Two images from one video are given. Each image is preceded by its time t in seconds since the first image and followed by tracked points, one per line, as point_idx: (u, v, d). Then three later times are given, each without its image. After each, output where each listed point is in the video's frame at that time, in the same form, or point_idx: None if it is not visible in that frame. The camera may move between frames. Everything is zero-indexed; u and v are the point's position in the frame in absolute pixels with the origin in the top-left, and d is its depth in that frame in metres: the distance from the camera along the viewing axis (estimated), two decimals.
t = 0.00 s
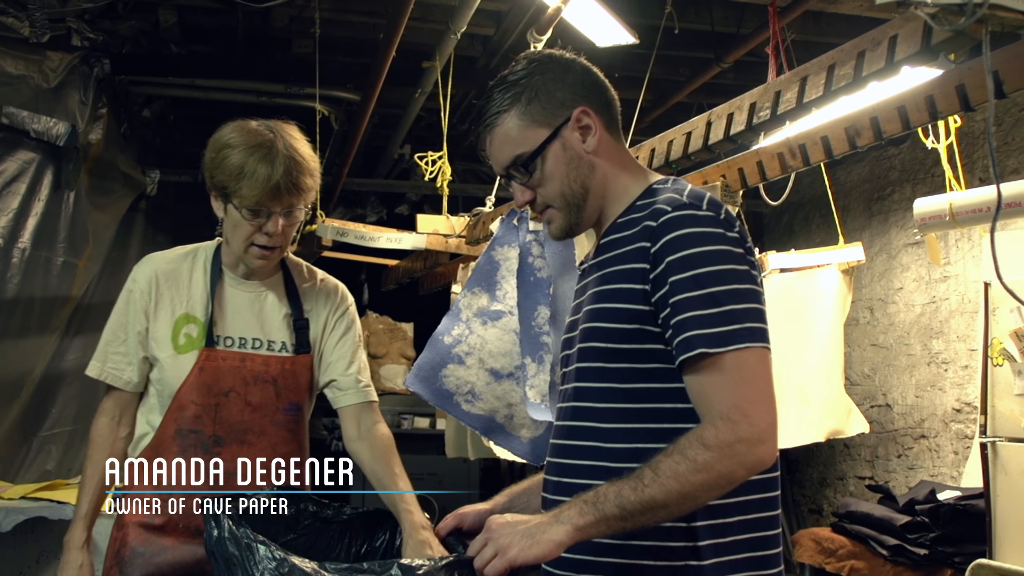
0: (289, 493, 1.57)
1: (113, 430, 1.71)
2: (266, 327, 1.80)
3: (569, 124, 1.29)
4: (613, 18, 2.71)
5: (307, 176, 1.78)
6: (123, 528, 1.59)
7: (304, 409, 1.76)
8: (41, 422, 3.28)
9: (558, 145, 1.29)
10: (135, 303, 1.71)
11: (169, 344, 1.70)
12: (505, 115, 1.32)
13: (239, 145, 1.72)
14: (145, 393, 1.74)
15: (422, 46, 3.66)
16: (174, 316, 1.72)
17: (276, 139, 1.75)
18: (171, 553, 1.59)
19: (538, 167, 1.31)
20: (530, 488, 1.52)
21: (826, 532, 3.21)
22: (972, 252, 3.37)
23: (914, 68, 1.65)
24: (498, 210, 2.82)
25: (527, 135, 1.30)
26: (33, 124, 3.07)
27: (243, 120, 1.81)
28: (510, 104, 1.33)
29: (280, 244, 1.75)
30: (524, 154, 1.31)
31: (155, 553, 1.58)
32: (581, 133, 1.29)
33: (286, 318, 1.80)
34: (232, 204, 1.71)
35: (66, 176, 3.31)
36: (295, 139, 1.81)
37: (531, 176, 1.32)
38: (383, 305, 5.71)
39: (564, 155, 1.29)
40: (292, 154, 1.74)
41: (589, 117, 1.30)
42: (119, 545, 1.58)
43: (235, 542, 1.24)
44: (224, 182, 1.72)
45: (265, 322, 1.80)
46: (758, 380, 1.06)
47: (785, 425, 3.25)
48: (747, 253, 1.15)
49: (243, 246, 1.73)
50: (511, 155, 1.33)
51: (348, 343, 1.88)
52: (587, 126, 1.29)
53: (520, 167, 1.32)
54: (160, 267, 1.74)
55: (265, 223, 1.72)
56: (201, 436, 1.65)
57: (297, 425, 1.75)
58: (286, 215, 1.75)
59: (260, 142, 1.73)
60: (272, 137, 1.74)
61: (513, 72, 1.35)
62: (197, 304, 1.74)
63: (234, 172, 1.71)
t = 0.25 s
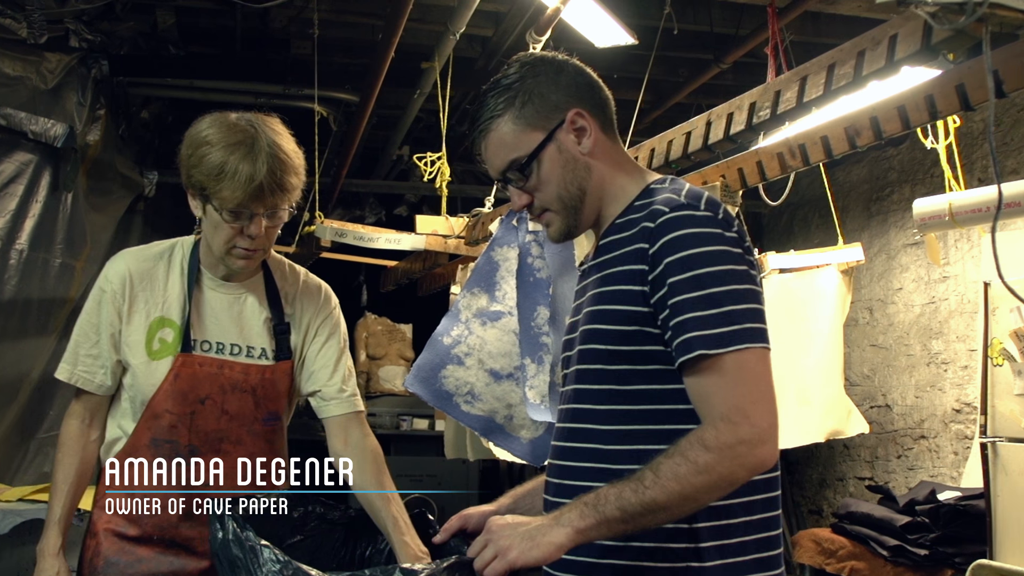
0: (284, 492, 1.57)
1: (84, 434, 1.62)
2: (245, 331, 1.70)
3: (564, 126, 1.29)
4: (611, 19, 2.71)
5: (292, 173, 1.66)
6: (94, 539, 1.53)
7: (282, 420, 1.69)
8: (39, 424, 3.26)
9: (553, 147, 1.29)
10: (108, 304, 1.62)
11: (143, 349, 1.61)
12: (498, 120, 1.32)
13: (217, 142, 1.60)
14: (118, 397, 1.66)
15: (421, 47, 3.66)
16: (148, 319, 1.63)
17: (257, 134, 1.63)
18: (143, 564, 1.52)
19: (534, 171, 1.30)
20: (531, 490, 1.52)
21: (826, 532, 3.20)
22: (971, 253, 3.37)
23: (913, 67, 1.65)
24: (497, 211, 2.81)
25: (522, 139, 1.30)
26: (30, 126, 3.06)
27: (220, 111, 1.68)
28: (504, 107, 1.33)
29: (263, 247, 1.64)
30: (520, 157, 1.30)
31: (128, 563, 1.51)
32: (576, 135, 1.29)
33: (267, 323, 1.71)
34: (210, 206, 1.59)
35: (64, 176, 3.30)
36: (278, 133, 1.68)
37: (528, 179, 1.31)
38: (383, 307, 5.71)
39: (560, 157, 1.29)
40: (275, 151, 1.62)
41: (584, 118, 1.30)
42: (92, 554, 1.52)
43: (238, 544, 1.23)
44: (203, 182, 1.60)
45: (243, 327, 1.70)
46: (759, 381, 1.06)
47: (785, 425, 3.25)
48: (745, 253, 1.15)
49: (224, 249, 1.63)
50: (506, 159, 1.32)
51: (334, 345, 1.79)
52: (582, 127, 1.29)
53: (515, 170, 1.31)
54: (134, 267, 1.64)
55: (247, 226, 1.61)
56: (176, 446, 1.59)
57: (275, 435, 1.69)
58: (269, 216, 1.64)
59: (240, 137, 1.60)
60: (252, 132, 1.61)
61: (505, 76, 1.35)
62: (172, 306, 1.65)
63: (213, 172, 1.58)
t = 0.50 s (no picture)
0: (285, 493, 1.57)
1: (66, 438, 1.54)
2: (235, 335, 1.65)
3: (565, 127, 1.29)
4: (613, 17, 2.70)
5: (286, 176, 1.59)
6: (83, 546, 1.51)
7: (270, 423, 1.66)
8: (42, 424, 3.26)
9: (554, 149, 1.29)
10: (91, 307, 1.53)
11: (129, 354, 1.54)
12: (498, 121, 1.32)
13: (208, 143, 1.52)
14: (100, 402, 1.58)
15: (423, 46, 3.65)
16: (134, 324, 1.56)
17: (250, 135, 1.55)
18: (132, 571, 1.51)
19: (536, 172, 1.30)
20: (540, 487, 1.51)
21: (831, 532, 3.19)
22: (975, 251, 3.36)
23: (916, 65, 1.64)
24: (499, 211, 2.81)
25: (523, 140, 1.29)
26: (33, 126, 3.07)
27: (208, 107, 1.59)
28: (503, 109, 1.32)
29: (255, 252, 1.58)
30: (522, 159, 1.30)
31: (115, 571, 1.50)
32: (577, 136, 1.29)
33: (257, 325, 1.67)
34: (200, 210, 1.52)
35: (67, 176, 3.30)
36: (271, 132, 1.61)
37: (529, 181, 1.30)
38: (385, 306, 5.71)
39: (561, 158, 1.28)
40: (268, 153, 1.54)
41: (585, 119, 1.30)
42: (79, 560, 1.51)
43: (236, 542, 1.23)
44: (192, 185, 1.53)
45: (232, 330, 1.65)
46: (769, 381, 1.06)
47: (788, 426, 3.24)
48: (749, 252, 1.14)
49: (214, 254, 1.56)
50: (507, 160, 1.32)
51: (326, 348, 1.77)
52: (583, 128, 1.29)
53: (516, 171, 1.31)
54: (118, 269, 1.56)
55: (238, 231, 1.55)
56: (162, 453, 1.54)
57: (262, 439, 1.66)
58: (262, 220, 1.57)
59: (232, 139, 1.53)
60: (245, 133, 1.54)
61: (504, 77, 1.35)
62: (159, 310, 1.58)
63: (204, 175, 1.51)
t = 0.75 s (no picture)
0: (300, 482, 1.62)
1: (64, 437, 1.53)
2: (231, 327, 1.65)
3: (575, 124, 1.28)
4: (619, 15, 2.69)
5: (279, 167, 1.59)
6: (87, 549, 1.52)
7: (270, 415, 1.66)
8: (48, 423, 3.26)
9: (564, 146, 1.28)
10: (82, 305, 1.52)
11: (124, 351, 1.54)
12: (508, 118, 1.31)
13: (202, 135, 1.51)
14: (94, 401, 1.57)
15: (428, 44, 3.65)
16: (128, 320, 1.55)
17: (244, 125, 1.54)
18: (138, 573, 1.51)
19: (545, 170, 1.29)
20: (546, 478, 1.51)
21: (837, 530, 3.19)
22: (982, 249, 3.35)
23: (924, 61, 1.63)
24: (505, 209, 2.80)
25: (533, 138, 1.29)
26: (38, 126, 3.07)
27: (200, 98, 1.58)
28: (512, 107, 1.32)
29: (248, 243, 1.58)
30: (532, 156, 1.29)
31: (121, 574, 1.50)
32: (587, 133, 1.28)
33: (250, 316, 1.66)
34: (194, 201, 1.51)
35: (72, 176, 3.31)
36: (265, 123, 1.60)
37: (538, 179, 1.30)
38: (390, 306, 5.70)
39: (571, 156, 1.28)
40: (263, 144, 1.54)
41: (595, 116, 1.29)
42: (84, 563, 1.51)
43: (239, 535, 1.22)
44: (186, 177, 1.52)
45: (228, 322, 1.64)
46: (781, 382, 1.05)
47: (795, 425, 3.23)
48: (763, 251, 1.14)
49: (206, 245, 1.56)
50: (516, 158, 1.31)
51: (323, 348, 1.77)
52: (593, 126, 1.28)
53: (525, 169, 1.31)
54: (109, 265, 1.55)
55: (232, 223, 1.54)
56: (162, 451, 1.54)
57: (262, 431, 1.65)
58: (256, 211, 1.56)
59: (226, 130, 1.52)
60: (239, 124, 1.53)
61: (513, 73, 1.34)
62: (152, 305, 1.58)
63: (198, 166, 1.50)
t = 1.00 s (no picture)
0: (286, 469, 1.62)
1: (74, 428, 1.52)
2: (237, 322, 1.66)
3: (590, 120, 1.28)
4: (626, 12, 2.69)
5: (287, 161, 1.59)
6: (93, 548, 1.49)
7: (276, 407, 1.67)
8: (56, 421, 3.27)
9: (579, 142, 1.28)
10: (91, 301, 1.52)
11: (134, 347, 1.54)
12: (524, 112, 1.31)
13: (210, 128, 1.52)
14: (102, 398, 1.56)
15: (434, 43, 3.65)
16: (137, 315, 1.56)
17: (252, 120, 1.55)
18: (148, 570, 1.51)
19: (560, 166, 1.30)
20: (556, 472, 1.55)
21: (844, 528, 3.18)
22: (990, 246, 3.34)
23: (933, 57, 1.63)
24: (513, 207, 2.80)
25: (548, 133, 1.29)
26: (45, 125, 3.08)
27: (206, 94, 1.59)
28: (529, 101, 1.32)
29: (254, 236, 1.58)
30: (547, 152, 1.29)
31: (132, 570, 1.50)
32: (604, 129, 1.28)
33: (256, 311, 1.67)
34: (202, 194, 1.51)
35: (79, 176, 3.32)
36: (272, 119, 1.61)
37: (552, 174, 1.30)
38: (396, 304, 5.71)
39: (586, 152, 1.28)
40: (271, 138, 1.54)
41: (611, 112, 1.29)
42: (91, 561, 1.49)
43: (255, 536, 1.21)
44: (195, 170, 1.52)
45: (234, 316, 1.66)
46: (792, 383, 1.05)
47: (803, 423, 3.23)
48: (778, 252, 1.13)
49: (214, 239, 1.55)
50: (531, 153, 1.31)
51: (326, 345, 1.80)
52: (609, 121, 1.28)
53: (540, 164, 1.31)
54: (115, 261, 1.55)
55: (240, 216, 1.54)
56: (174, 445, 1.53)
57: (269, 425, 1.65)
58: (264, 205, 1.57)
59: (234, 123, 1.52)
60: (247, 118, 1.54)
61: (529, 68, 1.34)
62: (160, 300, 1.59)
63: (207, 160, 1.50)
